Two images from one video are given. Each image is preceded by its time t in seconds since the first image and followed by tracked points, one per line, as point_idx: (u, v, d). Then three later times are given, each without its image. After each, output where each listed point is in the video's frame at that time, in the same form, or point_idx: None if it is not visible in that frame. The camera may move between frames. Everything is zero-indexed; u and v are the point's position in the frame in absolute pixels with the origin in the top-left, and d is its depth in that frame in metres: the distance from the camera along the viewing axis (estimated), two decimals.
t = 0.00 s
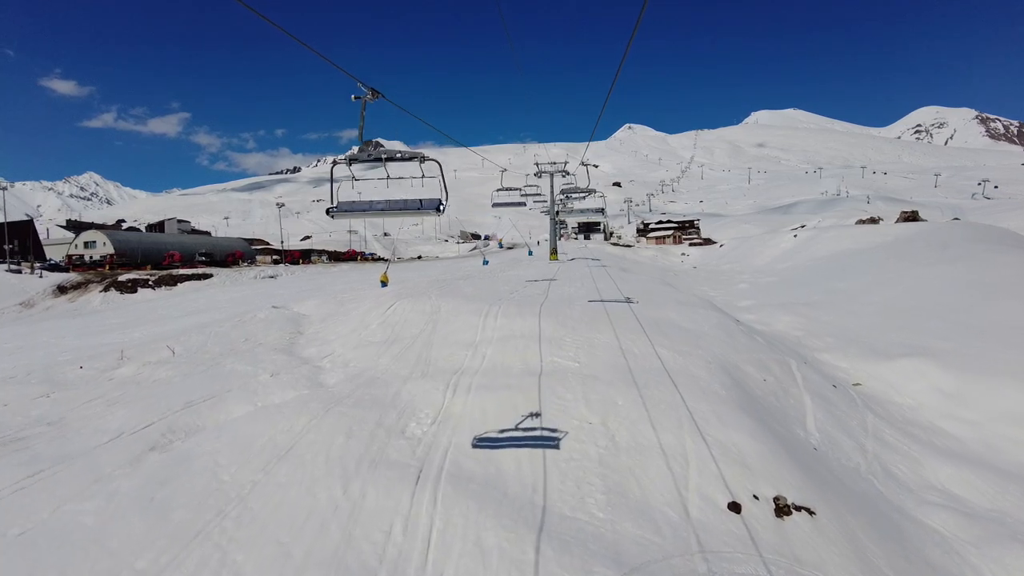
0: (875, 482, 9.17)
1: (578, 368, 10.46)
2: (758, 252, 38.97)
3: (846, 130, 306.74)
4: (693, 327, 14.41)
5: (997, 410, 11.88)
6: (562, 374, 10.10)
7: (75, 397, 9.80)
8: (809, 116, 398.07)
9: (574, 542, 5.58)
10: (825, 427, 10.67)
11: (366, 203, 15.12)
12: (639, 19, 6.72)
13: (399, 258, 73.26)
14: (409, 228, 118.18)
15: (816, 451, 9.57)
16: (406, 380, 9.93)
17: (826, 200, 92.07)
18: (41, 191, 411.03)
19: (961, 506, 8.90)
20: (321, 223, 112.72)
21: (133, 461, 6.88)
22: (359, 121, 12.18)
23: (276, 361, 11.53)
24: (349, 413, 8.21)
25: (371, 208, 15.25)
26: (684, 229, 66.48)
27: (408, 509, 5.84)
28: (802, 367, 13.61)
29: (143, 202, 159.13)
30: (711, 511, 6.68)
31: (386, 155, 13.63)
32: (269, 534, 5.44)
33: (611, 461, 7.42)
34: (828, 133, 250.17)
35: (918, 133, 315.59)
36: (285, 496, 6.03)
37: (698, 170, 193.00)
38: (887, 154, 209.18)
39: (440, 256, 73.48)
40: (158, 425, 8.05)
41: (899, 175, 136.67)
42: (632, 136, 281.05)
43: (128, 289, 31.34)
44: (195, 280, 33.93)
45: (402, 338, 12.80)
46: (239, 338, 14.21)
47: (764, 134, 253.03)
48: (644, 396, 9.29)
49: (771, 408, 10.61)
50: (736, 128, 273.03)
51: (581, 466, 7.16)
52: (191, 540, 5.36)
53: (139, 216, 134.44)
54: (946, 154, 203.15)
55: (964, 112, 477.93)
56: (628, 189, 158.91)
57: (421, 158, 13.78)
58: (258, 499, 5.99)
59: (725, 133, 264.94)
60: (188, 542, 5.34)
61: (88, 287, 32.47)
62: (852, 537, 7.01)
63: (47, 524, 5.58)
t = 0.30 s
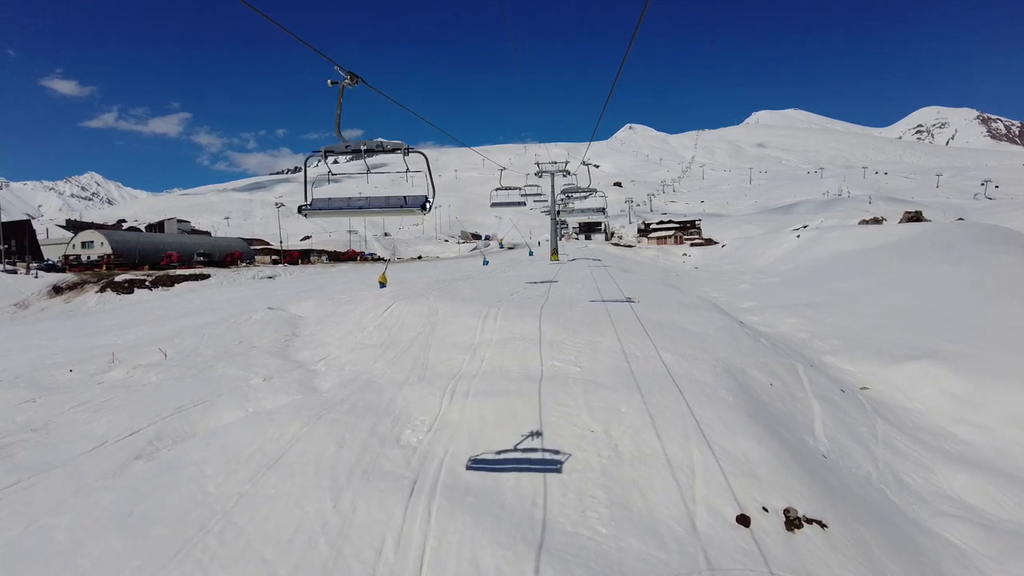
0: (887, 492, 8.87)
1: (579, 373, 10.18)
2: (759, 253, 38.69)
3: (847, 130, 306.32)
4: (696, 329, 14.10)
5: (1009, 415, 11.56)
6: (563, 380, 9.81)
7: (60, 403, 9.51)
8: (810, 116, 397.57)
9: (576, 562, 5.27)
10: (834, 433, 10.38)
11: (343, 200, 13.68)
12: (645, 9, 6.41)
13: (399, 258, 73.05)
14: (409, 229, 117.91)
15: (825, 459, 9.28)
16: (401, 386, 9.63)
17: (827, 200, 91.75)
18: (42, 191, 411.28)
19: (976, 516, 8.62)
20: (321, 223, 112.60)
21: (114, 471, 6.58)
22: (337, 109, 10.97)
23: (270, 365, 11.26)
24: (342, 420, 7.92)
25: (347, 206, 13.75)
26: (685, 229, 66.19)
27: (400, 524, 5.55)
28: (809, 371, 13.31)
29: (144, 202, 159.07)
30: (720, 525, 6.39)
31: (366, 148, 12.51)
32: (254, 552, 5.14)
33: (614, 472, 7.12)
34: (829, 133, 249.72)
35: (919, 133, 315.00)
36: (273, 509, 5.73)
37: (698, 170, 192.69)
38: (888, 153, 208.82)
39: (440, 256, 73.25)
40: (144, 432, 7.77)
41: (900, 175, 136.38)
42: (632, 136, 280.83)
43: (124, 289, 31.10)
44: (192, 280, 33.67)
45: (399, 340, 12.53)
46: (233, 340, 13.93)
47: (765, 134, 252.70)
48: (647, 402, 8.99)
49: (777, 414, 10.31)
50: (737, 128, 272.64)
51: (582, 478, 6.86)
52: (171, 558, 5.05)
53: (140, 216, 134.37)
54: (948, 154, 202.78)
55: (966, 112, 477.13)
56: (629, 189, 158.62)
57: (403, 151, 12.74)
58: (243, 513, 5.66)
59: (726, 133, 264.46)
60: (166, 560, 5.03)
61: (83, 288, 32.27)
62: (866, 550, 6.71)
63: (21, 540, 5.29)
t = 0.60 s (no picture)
0: (905, 503, 8.52)
1: (585, 379, 9.86)
2: (767, 253, 38.24)
3: (853, 130, 304.48)
4: (704, 332, 13.75)
5: None
6: (568, 386, 9.50)
7: (51, 408, 9.26)
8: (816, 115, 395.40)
9: None
10: (848, 440, 10.02)
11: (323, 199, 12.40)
12: None
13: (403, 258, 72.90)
14: (413, 229, 117.78)
15: (840, 468, 8.94)
16: (402, 392, 9.35)
17: (833, 200, 90.99)
18: (49, 191, 414.21)
19: (1000, 529, 8.25)
20: (325, 222, 112.71)
21: (100, 481, 6.32)
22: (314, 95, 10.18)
23: (268, 369, 11.01)
24: (340, 427, 7.64)
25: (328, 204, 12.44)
26: (691, 229, 65.71)
27: (397, 541, 5.26)
28: (821, 375, 12.94)
29: (149, 201, 159.71)
30: (734, 541, 6.07)
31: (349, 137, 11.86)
32: (242, 570, 4.86)
33: (622, 485, 6.81)
34: (835, 133, 248.18)
35: (926, 132, 312.62)
36: (264, 524, 5.46)
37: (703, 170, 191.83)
38: (894, 153, 207.36)
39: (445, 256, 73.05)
40: (134, 439, 7.53)
41: (906, 175, 135.28)
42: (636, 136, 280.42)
43: (126, 290, 31.03)
44: (194, 280, 33.55)
45: (401, 343, 12.26)
46: (232, 342, 13.70)
47: (770, 133, 251.55)
48: (656, 410, 8.65)
49: (789, 420, 9.98)
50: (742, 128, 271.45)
51: (589, 492, 6.55)
52: None
53: (145, 215, 134.87)
54: (955, 154, 201.13)
55: (973, 112, 473.54)
56: (634, 189, 158.00)
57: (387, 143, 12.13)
58: (232, 528, 5.38)
59: (731, 133, 263.30)
60: None
61: (84, 288, 32.25)
62: (888, 567, 6.37)
63: None
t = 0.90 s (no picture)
0: (956, 520, 7.94)
1: (612, 385, 9.51)
2: (798, 254, 37.15)
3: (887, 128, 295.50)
4: (736, 337, 13.22)
5: None
6: (595, 392, 9.16)
7: (75, 411, 9.31)
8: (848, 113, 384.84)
9: None
10: (892, 451, 9.44)
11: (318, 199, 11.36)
12: None
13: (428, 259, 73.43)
14: (438, 230, 118.57)
15: (885, 482, 8.39)
16: (424, 396, 9.16)
17: (866, 200, 88.29)
18: (90, 194, 430.15)
19: None
20: (351, 224, 114.20)
21: (118, 487, 6.26)
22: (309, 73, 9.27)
23: (291, 372, 10.95)
24: (360, 434, 7.46)
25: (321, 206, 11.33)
26: (718, 230, 64.43)
27: (415, 559, 5.02)
28: (860, 381, 12.31)
29: (182, 203, 164.30)
30: (773, 562, 5.68)
31: (345, 129, 10.80)
32: None
33: (653, 500, 6.47)
34: (868, 131, 241.11)
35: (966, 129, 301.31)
36: (279, 536, 5.28)
37: (731, 170, 188.45)
38: (931, 151, 200.40)
39: (469, 257, 73.31)
40: (154, 444, 7.49)
41: (944, 173, 130.58)
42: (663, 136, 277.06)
43: (156, 291, 31.81)
44: (222, 282, 34.18)
45: (424, 346, 12.09)
46: (257, 344, 13.74)
47: (801, 132, 245.83)
48: (688, 419, 8.26)
49: (828, 430, 9.44)
50: (771, 127, 265.92)
51: (616, 509, 6.20)
52: None
53: (178, 217, 138.61)
54: (997, 151, 193.23)
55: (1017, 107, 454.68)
56: (660, 189, 156.25)
57: (389, 136, 10.86)
58: (247, 540, 5.21)
59: (759, 132, 258.12)
60: None
61: (115, 289, 33.16)
62: None
63: (9, 563, 4.93)
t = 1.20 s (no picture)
0: None
1: (688, 395, 8.93)
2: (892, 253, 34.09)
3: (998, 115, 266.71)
4: (825, 344, 12.13)
5: None
6: (669, 403, 8.63)
7: (163, 410, 9.91)
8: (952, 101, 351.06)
9: None
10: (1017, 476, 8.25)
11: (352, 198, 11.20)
12: None
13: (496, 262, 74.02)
14: (506, 232, 119.48)
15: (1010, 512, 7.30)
16: (491, 402, 9.00)
17: (971, 194, 80.08)
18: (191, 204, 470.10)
19: None
20: (422, 228, 117.41)
21: (195, 487, 6.51)
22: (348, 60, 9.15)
23: (361, 374, 11.16)
24: (426, 441, 7.39)
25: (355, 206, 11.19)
26: (800, 230, 60.35)
27: None
28: (974, 395, 10.92)
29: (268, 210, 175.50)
30: None
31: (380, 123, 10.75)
32: None
33: (735, 523, 5.92)
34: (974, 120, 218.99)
35: None
36: (345, 544, 5.25)
37: (814, 166, 177.14)
38: None
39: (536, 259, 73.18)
40: (229, 445, 7.77)
41: None
42: (738, 133, 265.05)
43: (236, 294, 34.03)
44: (297, 283, 36.00)
45: (491, 350, 11.96)
46: (329, 346, 14.18)
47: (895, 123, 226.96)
48: (771, 433, 7.57)
49: (938, 449, 8.38)
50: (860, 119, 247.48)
51: (695, 532, 5.73)
52: None
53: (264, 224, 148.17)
54: None
55: None
56: (735, 188, 149.35)
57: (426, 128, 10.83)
58: (313, 547, 5.22)
59: (847, 125, 240.98)
60: None
61: (198, 290, 35.95)
62: None
63: (92, 559, 5.18)
